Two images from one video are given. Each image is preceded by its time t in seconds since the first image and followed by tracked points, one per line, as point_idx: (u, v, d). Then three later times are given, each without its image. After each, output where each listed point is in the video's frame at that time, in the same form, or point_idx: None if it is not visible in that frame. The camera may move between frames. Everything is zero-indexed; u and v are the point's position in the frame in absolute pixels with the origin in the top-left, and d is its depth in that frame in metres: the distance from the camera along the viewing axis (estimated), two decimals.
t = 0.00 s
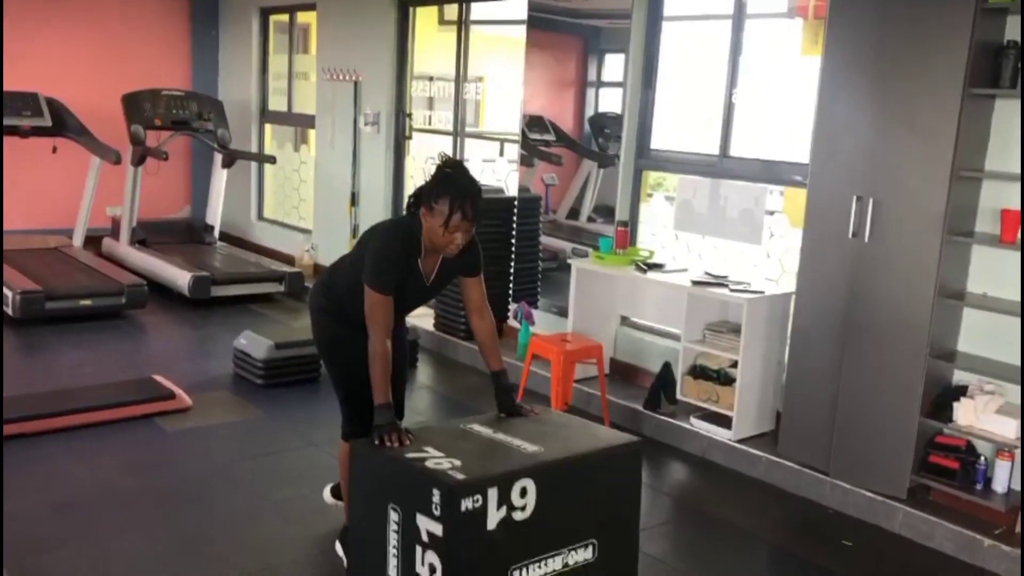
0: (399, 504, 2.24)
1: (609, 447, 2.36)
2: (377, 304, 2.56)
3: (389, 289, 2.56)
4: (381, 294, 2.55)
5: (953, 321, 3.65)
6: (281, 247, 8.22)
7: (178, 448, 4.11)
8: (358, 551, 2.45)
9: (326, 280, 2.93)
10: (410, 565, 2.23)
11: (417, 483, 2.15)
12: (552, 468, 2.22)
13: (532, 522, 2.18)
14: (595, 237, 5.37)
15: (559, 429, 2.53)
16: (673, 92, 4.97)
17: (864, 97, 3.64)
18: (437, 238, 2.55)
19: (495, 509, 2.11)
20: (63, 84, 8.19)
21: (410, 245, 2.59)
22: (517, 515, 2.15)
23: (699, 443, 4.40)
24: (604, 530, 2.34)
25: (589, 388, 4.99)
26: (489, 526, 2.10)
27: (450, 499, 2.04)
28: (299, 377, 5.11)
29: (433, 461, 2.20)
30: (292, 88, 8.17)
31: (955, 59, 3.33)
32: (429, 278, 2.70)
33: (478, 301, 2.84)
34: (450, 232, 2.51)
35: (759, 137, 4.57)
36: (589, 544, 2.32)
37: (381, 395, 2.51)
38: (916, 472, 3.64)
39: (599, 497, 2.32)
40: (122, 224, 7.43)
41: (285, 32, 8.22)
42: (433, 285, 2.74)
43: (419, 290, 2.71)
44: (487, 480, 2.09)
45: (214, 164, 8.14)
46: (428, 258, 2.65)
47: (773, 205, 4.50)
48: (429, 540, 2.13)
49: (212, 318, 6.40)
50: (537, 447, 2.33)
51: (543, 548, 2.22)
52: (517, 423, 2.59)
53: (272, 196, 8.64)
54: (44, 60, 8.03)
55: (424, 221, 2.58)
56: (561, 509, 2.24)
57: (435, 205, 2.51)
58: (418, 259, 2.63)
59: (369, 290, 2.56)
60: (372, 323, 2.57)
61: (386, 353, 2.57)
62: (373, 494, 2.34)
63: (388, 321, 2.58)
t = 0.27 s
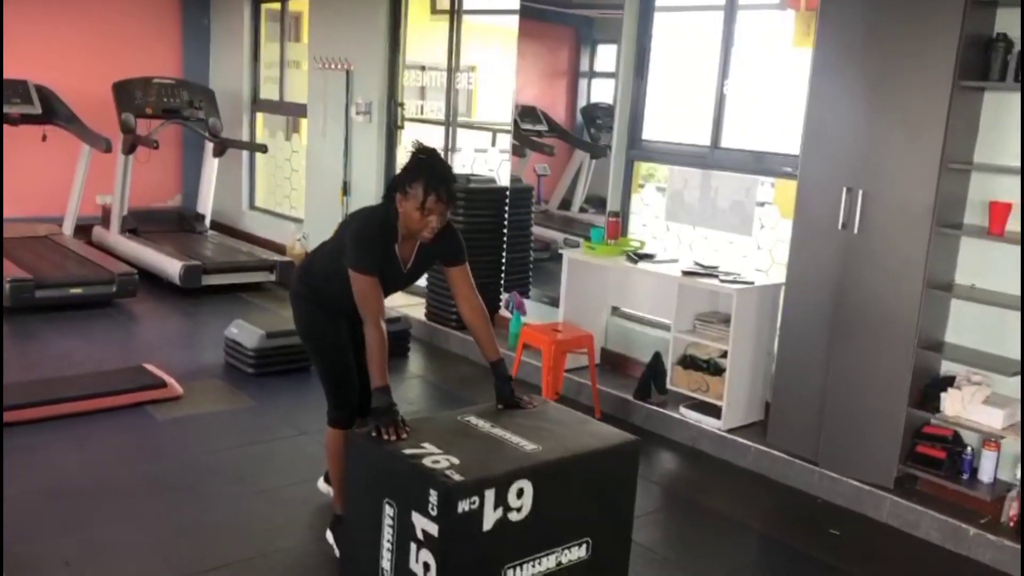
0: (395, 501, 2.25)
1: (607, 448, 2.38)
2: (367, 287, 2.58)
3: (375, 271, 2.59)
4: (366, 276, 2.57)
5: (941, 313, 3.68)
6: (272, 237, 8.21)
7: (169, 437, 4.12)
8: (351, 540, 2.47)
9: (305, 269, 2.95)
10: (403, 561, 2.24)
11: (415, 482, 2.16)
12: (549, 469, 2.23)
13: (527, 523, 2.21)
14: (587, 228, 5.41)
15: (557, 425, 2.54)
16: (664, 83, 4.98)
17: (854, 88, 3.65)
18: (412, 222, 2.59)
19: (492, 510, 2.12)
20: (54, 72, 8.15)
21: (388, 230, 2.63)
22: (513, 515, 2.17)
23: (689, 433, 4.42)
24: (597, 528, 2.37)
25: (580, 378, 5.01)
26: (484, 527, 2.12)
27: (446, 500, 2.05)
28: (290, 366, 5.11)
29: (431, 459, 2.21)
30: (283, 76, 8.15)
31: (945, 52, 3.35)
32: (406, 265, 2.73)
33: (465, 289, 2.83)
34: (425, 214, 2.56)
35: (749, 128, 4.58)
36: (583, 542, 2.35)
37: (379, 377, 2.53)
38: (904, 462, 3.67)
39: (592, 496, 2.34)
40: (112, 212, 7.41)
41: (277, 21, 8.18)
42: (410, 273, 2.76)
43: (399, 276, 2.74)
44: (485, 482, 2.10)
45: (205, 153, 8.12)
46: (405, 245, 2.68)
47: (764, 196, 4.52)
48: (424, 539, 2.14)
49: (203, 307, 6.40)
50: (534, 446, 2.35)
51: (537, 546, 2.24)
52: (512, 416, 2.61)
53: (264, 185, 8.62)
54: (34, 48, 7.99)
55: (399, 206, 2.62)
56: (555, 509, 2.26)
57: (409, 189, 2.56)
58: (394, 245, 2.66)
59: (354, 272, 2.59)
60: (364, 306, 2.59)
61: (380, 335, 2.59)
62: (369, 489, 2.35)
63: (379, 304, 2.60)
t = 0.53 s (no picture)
0: (389, 493, 2.25)
1: (600, 441, 2.39)
2: (325, 246, 2.71)
3: (337, 233, 2.71)
4: (328, 236, 2.70)
5: (932, 305, 3.69)
6: (265, 230, 8.19)
7: (163, 430, 4.12)
8: (345, 532, 2.47)
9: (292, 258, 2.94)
10: (396, 554, 2.24)
11: (408, 474, 2.17)
12: (542, 462, 2.24)
13: (520, 514, 2.21)
14: (580, 220, 5.36)
15: (551, 417, 2.55)
16: (657, 75, 4.97)
17: (846, 79, 3.65)
18: (382, 175, 2.70)
19: (485, 502, 2.13)
20: (45, 65, 8.11)
21: (359, 191, 2.74)
22: (506, 508, 2.17)
23: (681, 424, 4.43)
24: (589, 521, 2.38)
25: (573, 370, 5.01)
26: (478, 519, 2.12)
27: (440, 492, 2.06)
28: (283, 359, 5.12)
29: (424, 451, 2.21)
30: (275, 69, 8.12)
31: (937, 45, 3.35)
32: (383, 227, 2.80)
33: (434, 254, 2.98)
34: (394, 166, 2.68)
35: (741, 121, 4.58)
36: (576, 534, 2.36)
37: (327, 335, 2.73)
38: (896, 454, 3.68)
39: (585, 489, 2.35)
40: (104, 206, 7.39)
41: (268, 13, 8.15)
42: (388, 238, 2.84)
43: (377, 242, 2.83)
44: (479, 474, 2.11)
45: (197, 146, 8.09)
46: (378, 207, 2.78)
47: (756, 188, 4.53)
48: (417, 531, 2.15)
49: (196, 300, 6.39)
50: (527, 438, 2.36)
51: (531, 538, 2.25)
52: (504, 408, 2.62)
53: (256, 178, 8.60)
54: (24, 41, 7.95)
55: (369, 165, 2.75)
56: (548, 502, 2.27)
57: (376, 146, 2.70)
58: (367, 204, 2.75)
59: (316, 232, 2.72)
60: (320, 265, 2.72)
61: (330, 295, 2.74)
62: (362, 482, 2.36)
63: (334, 264, 2.73)
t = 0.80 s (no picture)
0: (385, 487, 2.26)
1: (595, 434, 2.40)
2: (296, 211, 2.93)
3: (308, 196, 2.92)
4: (300, 198, 2.91)
5: (926, 297, 3.70)
6: (260, 224, 8.19)
7: (158, 424, 4.12)
8: (340, 526, 2.47)
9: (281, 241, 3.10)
10: (392, 548, 2.25)
11: (404, 468, 2.17)
12: (538, 455, 2.25)
13: (516, 507, 2.22)
14: (576, 214, 5.39)
15: (547, 410, 2.55)
16: (652, 68, 4.97)
17: (840, 72, 3.66)
18: (357, 133, 2.98)
19: (480, 495, 2.13)
20: (39, 60, 8.09)
21: (337, 151, 2.99)
22: (502, 501, 2.18)
23: (676, 417, 4.44)
24: (585, 513, 2.39)
25: (569, 363, 5.02)
26: (473, 512, 2.13)
27: (436, 485, 2.07)
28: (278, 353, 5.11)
29: (420, 445, 2.22)
30: (270, 62, 8.11)
31: (931, 37, 3.35)
32: (365, 184, 3.03)
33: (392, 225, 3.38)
34: (367, 122, 2.98)
35: (736, 114, 4.59)
36: (571, 526, 2.36)
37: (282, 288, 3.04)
38: (890, 445, 3.69)
39: (580, 481, 2.36)
40: (99, 200, 7.37)
41: (263, 6, 8.13)
42: (372, 196, 3.06)
43: (360, 207, 3.02)
44: (474, 467, 2.12)
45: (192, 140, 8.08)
46: (357, 165, 3.02)
47: (751, 181, 4.53)
48: (413, 524, 2.15)
49: (191, 294, 6.38)
50: (523, 431, 2.36)
51: (526, 531, 2.25)
52: (500, 401, 2.63)
53: (251, 172, 8.58)
54: (18, 35, 7.92)
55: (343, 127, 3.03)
56: (544, 495, 2.27)
57: (347, 107, 3.00)
58: (346, 162, 2.99)
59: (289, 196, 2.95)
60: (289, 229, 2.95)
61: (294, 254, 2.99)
62: (358, 476, 2.36)
63: (302, 228, 2.95)
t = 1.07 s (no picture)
0: (382, 479, 2.26)
1: (591, 425, 2.41)
2: (283, 184, 3.00)
3: (296, 170, 2.99)
4: (287, 173, 2.98)
5: (921, 289, 3.72)
6: (255, 219, 8.18)
7: (155, 418, 4.12)
8: (337, 519, 2.47)
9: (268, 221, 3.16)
10: (389, 540, 2.25)
11: (401, 460, 2.18)
12: (534, 446, 2.26)
13: (512, 498, 2.22)
14: (572, 208, 5.36)
15: (543, 402, 2.56)
16: (648, 60, 4.97)
17: (835, 65, 3.67)
18: (342, 119, 3.05)
19: (477, 487, 2.14)
20: (34, 55, 8.07)
21: (321, 131, 3.06)
22: (498, 493, 2.19)
23: (673, 409, 4.46)
24: (580, 504, 2.40)
25: (565, 356, 5.03)
26: (470, 504, 2.14)
27: (432, 477, 2.07)
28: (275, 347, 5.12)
29: (416, 438, 2.23)
30: (265, 56, 8.09)
31: (925, 29, 3.36)
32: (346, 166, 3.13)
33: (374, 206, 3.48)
34: (353, 113, 3.03)
35: (732, 107, 4.59)
36: (567, 518, 2.37)
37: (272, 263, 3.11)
38: (885, 437, 3.70)
39: (576, 472, 2.37)
40: (94, 195, 7.36)
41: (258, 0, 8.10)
42: (354, 172, 3.14)
43: (345, 181, 3.11)
44: (470, 458, 2.12)
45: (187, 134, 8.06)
46: (339, 145, 3.10)
47: (747, 174, 4.54)
48: (410, 517, 2.16)
49: (187, 289, 6.38)
50: (519, 423, 2.37)
51: (523, 523, 2.26)
52: (496, 394, 2.63)
53: (247, 166, 8.58)
54: (12, 30, 7.90)
55: (329, 108, 3.07)
56: (540, 486, 2.28)
57: (336, 92, 3.03)
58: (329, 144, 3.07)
59: (276, 172, 3.02)
60: (277, 202, 3.02)
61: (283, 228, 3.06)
62: (355, 469, 2.37)
63: (290, 201, 3.02)
